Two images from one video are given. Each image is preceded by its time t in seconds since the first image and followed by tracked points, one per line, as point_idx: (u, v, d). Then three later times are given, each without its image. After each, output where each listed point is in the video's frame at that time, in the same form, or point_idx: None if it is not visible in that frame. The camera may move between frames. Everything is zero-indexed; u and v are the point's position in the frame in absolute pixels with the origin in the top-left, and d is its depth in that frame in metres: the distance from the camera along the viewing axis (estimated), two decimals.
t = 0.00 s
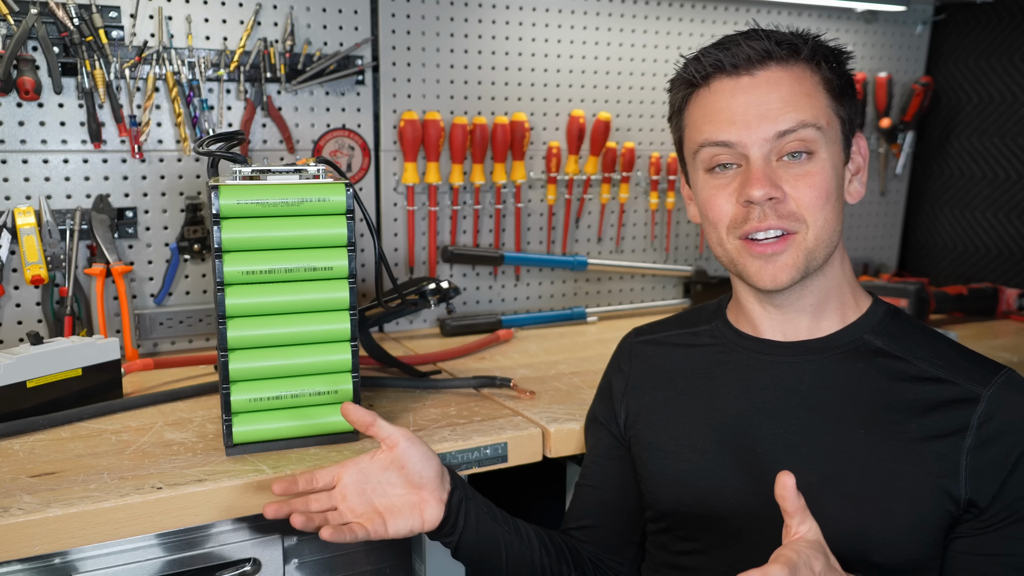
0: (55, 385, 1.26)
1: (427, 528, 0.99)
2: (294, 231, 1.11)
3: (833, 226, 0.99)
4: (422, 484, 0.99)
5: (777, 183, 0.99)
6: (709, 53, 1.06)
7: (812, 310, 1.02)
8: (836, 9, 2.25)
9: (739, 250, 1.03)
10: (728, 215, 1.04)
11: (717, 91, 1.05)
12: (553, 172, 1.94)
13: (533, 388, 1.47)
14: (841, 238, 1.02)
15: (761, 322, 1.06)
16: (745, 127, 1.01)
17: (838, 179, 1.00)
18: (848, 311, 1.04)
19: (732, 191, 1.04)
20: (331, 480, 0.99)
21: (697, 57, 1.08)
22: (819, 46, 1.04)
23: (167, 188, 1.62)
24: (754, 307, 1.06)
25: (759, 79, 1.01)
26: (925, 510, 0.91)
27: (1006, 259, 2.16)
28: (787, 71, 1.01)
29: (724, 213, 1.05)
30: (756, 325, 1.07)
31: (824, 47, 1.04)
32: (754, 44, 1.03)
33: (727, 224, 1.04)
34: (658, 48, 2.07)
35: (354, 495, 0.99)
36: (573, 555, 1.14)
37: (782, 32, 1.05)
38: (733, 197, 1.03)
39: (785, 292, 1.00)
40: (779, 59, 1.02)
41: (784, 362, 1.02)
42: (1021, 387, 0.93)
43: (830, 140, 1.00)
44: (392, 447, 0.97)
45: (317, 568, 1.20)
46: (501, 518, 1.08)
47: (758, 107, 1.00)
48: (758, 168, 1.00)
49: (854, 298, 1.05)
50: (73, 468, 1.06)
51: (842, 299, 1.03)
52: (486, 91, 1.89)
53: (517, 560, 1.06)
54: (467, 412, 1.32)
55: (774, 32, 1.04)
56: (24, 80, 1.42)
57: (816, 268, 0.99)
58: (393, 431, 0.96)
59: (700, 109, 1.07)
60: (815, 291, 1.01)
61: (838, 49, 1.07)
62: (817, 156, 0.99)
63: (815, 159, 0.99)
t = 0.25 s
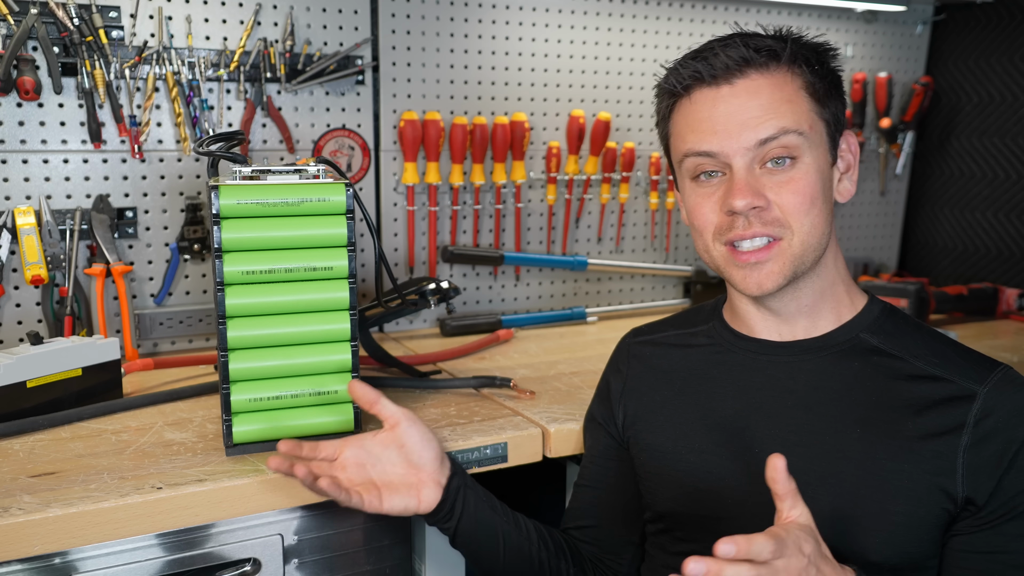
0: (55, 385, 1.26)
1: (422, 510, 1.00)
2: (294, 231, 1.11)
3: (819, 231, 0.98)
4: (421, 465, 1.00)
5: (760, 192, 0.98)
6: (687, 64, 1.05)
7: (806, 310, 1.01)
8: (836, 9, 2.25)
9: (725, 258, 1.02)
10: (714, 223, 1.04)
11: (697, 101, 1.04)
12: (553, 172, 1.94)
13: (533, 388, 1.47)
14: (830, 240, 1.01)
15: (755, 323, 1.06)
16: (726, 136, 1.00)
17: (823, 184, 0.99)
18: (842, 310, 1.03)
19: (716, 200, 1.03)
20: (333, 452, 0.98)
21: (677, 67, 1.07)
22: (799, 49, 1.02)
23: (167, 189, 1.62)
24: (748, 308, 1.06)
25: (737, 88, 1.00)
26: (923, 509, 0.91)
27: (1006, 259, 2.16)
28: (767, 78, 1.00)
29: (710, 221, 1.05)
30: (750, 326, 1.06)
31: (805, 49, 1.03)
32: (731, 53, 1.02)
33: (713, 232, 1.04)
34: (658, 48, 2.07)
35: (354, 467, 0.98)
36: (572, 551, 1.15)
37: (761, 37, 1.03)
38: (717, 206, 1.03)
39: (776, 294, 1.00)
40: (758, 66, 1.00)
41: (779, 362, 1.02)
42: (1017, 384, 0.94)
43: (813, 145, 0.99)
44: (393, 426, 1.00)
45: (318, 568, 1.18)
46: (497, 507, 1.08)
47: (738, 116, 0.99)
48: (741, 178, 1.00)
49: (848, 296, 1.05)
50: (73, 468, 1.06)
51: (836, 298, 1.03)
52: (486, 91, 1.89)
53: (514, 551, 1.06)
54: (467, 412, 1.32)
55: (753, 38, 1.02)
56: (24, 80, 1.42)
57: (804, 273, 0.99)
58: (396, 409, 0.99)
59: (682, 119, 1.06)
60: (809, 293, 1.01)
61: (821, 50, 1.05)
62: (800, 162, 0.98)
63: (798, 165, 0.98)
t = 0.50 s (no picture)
0: (55, 385, 1.26)
1: (416, 525, 1.03)
2: (294, 231, 1.11)
3: (802, 236, 0.97)
4: (407, 481, 1.03)
5: (740, 197, 0.96)
6: (671, 69, 1.03)
7: (799, 310, 1.01)
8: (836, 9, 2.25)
9: (708, 262, 1.02)
10: (697, 228, 1.03)
11: (680, 105, 1.01)
12: (553, 172, 1.94)
13: (533, 388, 1.47)
14: (816, 244, 0.99)
15: (749, 324, 1.05)
16: (707, 141, 0.98)
17: (807, 188, 0.97)
18: (836, 310, 1.03)
19: (699, 204, 1.02)
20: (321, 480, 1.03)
21: (662, 72, 1.05)
22: (785, 52, 0.99)
23: (167, 188, 1.62)
24: (741, 310, 1.06)
25: (719, 93, 0.98)
26: (921, 509, 0.91)
27: (1006, 259, 2.16)
28: (750, 82, 0.97)
29: (694, 225, 1.03)
30: (744, 325, 1.06)
31: (791, 52, 0.99)
32: (714, 57, 0.99)
33: (696, 236, 1.03)
34: (658, 48, 2.07)
35: (342, 493, 1.03)
36: (572, 554, 1.15)
37: (747, 40, 1.00)
38: (699, 210, 1.02)
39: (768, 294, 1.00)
40: (741, 71, 0.98)
41: (776, 362, 1.02)
42: (1014, 381, 0.93)
43: (797, 150, 0.96)
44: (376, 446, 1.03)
45: (318, 568, 1.18)
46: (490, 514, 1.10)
47: (719, 121, 0.97)
48: (721, 183, 0.98)
49: (843, 296, 1.04)
50: (73, 468, 1.06)
51: (832, 297, 1.03)
52: (486, 91, 1.89)
53: (510, 557, 1.08)
54: (467, 412, 1.32)
55: (737, 42, 0.99)
56: (24, 80, 1.42)
57: (789, 277, 0.98)
58: (375, 431, 1.02)
59: (667, 124, 1.04)
60: (801, 292, 1.00)
61: (808, 51, 1.02)
62: (783, 166, 0.96)
63: (780, 170, 0.96)
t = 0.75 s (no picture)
0: (55, 385, 1.26)
1: (412, 520, 1.02)
2: (294, 231, 1.11)
3: (787, 244, 0.96)
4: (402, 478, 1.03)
5: (723, 206, 0.96)
6: (661, 75, 1.01)
7: (795, 312, 1.02)
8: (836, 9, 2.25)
9: (695, 267, 1.02)
10: (684, 233, 1.03)
11: (669, 112, 1.00)
12: (553, 172, 1.94)
13: (533, 388, 1.47)
14: (804, 250, 0.98)
15: (745, 324, 1.06)
16: (691, 149, 0.97)
17: (793, 197, 0.95)
18: (831, 310, 1.03)
19: (686, 209, 1.02)
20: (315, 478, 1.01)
21: (653, 77, 1.04)
22: (775, 58, 0.97)
23: (168, 189, 1.62)
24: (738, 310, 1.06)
25: (706, 100, 0.96)
26: (919, 509, 0.91)
27: (1006, 259, 2.16)
28: (737, 90, 0.95)
29: (682, 230, 1.03)
30: (739, 326, 1.07)
31: (782, 57, 0.97)
32: (701, 63, 0.97)
33: (682, 242, 1.03)
34: (658, 48, 2.07)
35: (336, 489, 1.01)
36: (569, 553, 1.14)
37: (737, 45, 0.98)
38: (685, 216, 1.01)
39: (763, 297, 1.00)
40: (728, 78, 0.96)
41: (773, 363, 1.02)
42: (1011, 380, 0.93)
43: (784, 158, 0.95)
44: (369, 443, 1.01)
45: (317, 568, 1.18)
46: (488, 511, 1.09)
47: (705, 129, 0.95)
48: (705, 192, 0.97)
49: (839, 296, 1.04)
50: (73, 468, 1.06)
51: (827, 296, 1.03)
52: (486, 91, 1.89)
53: (507, 553, 1.07)
54: (467, 412, 1.32)
55: (727, 49, 0.97)
56: (24, 80, 1.42)
57: (773, 284, 0.98)
58: (369, 428, 1.01)
59: (658, 129, 1.03)
60: (795, 296, 1.01)
61: (801, 55, 1.00)
62: (768, 176, 0.95)
63: (765, 179, 0.95)
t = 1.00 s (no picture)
0: (55, 385, 1.26)
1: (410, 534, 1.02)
2: (294, 231, 1.11)
3: (783, 249, 0.95)
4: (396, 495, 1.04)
5: (717, 212, 0.95)
6: (654, 81, 1.01)
7: (794, 315, 1.01)
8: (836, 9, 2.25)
9: (690, 272, 1.01)
10: (680, 238, 1.02)
11: (663, 117, 0.99)
12: (553, 172, 1.94)
13: (533, 388, 1.47)
14: (800, 254, 0.98)
15: (744, 325, 1.06)
16: (686, 154, 0.96)
17: (789, 201, 0.95)
18: (831, 312, 1.02)
19: (681, 214, 1.01)
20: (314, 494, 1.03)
21: (646, 83, 1.03)
22: (769, 60, 0.96)
23: (167, 188, 1.62)
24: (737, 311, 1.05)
25: (699, 104, 0.95)
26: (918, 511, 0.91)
27: (1006, 259, 2.16)
28: (731, 94, 0.94)
29: (678, 235, 1.03)
30: (740, 328, 1.06)
31: (776, 59, 0.96)
32: (694, 68, 0.97)
33: (677, 247, 1.02)
34: (658, 48, 2.07)
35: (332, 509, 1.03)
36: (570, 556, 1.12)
37: (731, 48, 0.97)
38: (680, 222, 1.01)
39: (762, 300, 1.00)
40: (722, 82, 0.95)
41: (772, 365, 1.02)
42: (1014, 382, 0.92)
43: (780, 162, 0.94)
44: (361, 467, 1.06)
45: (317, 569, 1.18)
46: (489, 509, 1.09)
47: (699, 133, 0.95)
48: (700, 197, 0.96)
49: (839, 298, 1.03)
50: (73, 468, 1.06)
51: (827, 299, 1.02)
52: (486, 91, 1.89)
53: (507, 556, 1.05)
54: (467, 412, 1.32)
55: (721, 52, 0.97)
56: (24, 80, 1.42)
57: (769, 289, 0.97)
58: (358, 452, 1.06)
59: (652, 134, 1.02)
60: (794, 298, 1.01)
61: (796, 56, 0.99)
62: (763, 180, 0.94)
63: (760, 183, 0.94)
